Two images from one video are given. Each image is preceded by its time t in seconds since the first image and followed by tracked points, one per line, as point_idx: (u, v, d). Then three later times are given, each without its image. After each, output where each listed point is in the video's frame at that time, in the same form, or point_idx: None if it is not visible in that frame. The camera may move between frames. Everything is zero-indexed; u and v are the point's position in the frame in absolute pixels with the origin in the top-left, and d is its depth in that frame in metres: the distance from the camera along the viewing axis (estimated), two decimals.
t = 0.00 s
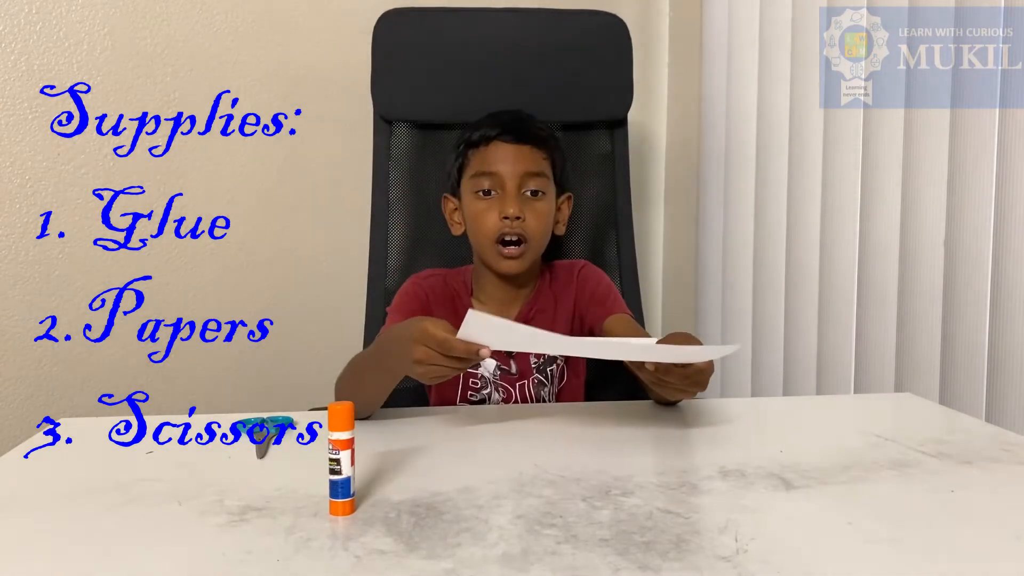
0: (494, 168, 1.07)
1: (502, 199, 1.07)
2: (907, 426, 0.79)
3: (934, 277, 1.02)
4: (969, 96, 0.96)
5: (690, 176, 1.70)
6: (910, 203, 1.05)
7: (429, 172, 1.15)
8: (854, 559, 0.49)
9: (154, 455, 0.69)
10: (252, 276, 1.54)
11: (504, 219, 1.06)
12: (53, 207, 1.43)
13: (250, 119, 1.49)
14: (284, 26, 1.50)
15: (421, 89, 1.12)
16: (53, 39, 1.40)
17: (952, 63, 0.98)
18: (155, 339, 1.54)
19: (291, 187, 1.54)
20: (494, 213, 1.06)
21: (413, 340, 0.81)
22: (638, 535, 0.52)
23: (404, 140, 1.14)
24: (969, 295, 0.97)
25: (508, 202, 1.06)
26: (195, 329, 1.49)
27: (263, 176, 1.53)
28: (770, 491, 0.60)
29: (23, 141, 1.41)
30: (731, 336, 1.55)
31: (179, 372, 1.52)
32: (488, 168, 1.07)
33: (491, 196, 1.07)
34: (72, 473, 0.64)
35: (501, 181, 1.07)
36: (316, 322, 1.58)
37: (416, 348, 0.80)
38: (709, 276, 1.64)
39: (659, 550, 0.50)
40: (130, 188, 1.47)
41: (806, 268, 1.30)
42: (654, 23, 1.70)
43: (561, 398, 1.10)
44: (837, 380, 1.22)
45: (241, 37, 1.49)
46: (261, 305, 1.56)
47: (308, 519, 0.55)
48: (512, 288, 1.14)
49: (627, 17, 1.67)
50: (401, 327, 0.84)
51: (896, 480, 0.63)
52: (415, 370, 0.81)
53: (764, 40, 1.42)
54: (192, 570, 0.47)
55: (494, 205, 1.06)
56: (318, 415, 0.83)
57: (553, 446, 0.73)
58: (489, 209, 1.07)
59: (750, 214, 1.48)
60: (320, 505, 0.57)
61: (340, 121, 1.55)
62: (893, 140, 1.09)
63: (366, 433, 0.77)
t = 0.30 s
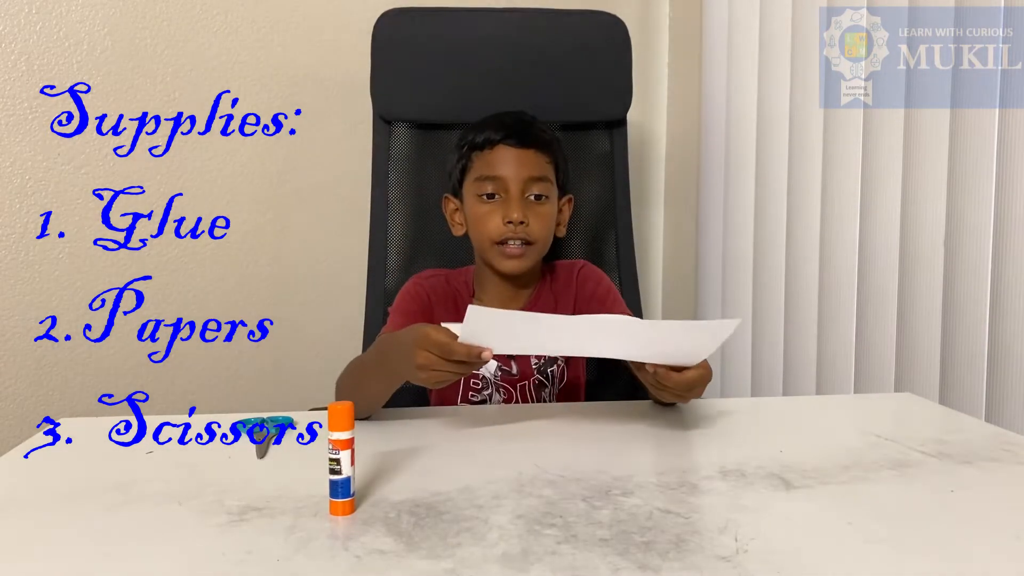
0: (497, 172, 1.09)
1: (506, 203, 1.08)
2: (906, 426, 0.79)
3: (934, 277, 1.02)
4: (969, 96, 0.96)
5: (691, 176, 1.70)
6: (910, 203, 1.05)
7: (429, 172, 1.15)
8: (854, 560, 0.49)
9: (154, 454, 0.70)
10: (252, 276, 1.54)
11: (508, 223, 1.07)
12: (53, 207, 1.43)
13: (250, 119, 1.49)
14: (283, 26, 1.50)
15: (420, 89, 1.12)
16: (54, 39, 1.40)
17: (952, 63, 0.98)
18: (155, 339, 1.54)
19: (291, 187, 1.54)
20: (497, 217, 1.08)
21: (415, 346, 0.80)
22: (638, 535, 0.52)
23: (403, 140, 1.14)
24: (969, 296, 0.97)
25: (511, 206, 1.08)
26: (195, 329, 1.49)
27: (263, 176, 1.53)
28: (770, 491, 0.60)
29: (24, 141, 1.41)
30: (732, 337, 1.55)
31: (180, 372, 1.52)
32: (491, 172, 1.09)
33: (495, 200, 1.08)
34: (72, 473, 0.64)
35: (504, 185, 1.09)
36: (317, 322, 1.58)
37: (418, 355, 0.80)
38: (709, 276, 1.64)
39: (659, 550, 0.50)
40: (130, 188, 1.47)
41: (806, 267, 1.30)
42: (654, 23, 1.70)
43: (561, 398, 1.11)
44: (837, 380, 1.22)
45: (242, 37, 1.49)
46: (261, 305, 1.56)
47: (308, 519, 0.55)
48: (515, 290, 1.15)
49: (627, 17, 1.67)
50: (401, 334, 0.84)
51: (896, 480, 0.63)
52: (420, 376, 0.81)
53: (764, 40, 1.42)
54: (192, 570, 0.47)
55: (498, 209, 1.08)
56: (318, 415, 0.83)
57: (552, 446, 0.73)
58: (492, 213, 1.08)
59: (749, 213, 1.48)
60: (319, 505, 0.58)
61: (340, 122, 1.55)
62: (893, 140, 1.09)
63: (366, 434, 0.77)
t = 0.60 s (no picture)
0: (497, 171, 1.07)
1: (505, 201, 1.07)
2: (906, 426, 0.79)
3: (934, 277, 1.02)
4: (969, 96, 0.96)
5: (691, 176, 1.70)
6: (910, 202, 1.05)
7: (429, 172, 1.15)
8: (853, 559, 0.49)
9: (154, 454, 0.70)
10: (252, 276, 1.54)
11: (508, 222, 1.06)
12: (53, 208, 1.43)
13: (250, 119, 1.49)
14: (283, 26, 1.50)
15: (420, 90, 1.12)
16: (54, 39, 1.40)
17: (952, 63, 0.98)
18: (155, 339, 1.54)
19: (291, 186, 1.54)
20: (497, 216, 1.07)
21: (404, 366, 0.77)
22: (638, 535, 0.52)
23: (403, 140, 1.14)
24: (969, 295, 0.97)
25: (511, 204, 1.07)
26: (195, 329, 1.49)
27: (263, 176, 1.53)
28: (770, 491, 0.60)
29: (24, 142, 1.41)
30: (732, 337, 1.55)
31: (180, 372, 1.52)
32: (490, 171, 1.08)
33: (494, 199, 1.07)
34: (72, 473, 0.65)
35: (503, 184, 1.08)
36: (316, 322, 1.58)
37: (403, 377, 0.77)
38: (709, 276, 1.63)
39: (659, 550, 0.50)
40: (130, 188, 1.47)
41: (806, 267, 1.30)
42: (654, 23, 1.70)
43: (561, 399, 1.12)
44: (837, 380, 1.22)
45: (242, 37, 1.49)
46: (261, 305, 1.56)
47: (308, 519, 0.55)
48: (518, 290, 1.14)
49: (627, 18, 1.67)
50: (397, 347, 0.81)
51: (896, 480, 0.63)
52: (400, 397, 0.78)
53: (764, 40, 1.42)
54: (192, 570, 0.47)
55: (497, 208, 1.07)
56: (317, 415, 0.83)
57: (552, 446, 0.72)
58: (492, 212, 1.07)
59: (750, 213, 1.48)
60: (319, 505, 0.58)
61: (340, 122, 1.55)
62: (893, 140, 1.09)
63: (365, 434, 0.77)
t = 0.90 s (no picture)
0: (487, 170, 1.07)
1: (498, 200, 1.07)
2: (906, 426, 0.79)
3: (934, 277, 1.02)
4: (969, 96, 0.96)
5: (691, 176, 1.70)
6: (910, 202, 1.05)
7: (429, 172, 1.15)
8: (854, 559, 0.49)
9: (154, 455, 0.70)
10: (252, 276, 1.54)
11: (501, 220, 1.05)
12: (53, 207, 1.43)
13: (250, 119, 1.49)
14: (283, 26, 1.50)
15: (420, 89, 1.12)
16: (54, 39, 1.40)
17: (952, 63, 0.98)
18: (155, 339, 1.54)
19: (291, 187, 1.54)
20: (490, 215, 1.06)
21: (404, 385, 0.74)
22: (638, 535, 0.52)
23: (403, 141, 1.14)
24: (970, 295, 0.97)
25: (504, 202, 1.06)
26: (195, 329, 1.49)
27: (264, 176, 1.53)
28: (770, 491, 0.60)
29: (24, 141, 1.41)
30: (732, 337, 1.55)
31: (180, 372, 1.52)
32: (482, 170, 1.07)
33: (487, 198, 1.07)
34: (73, 473, 0.65)
35: (495, 183, 1.07)
36: (316, 322, 1.58)
37: (397, 392, 0.73)
38: (709, 276, 1.63)
39: (659, 550, 0.50)
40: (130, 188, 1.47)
41: (806, 267, 1.30)
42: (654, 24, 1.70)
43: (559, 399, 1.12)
44: (837, 380, 1.22)
45: (242, 38, 1.49)
46: (261, 305, 1.56)
47: (308, 519, 0.55)
48: (516, 290, 1.13)
49: (626, 18, 1.67)
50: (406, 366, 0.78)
51: (896, 480, 0.63)
52: (385, 412, 0.74)
53: (764, 40, 1.42)
54: (193, 570, 0.47)
55: (490, 207, 1.06)
56: (317, 415, 0.83)
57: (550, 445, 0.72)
58: (485, 211, 1.06)
59: (750, 213, 1.48)
60: (320, 505, 0.58)
61: (340, 122, 1.55)
62: (893, 140, 1.09)
63: (365, 434, 0.77)
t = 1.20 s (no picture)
0: (467, 175, 1.08)
1: (481, 203, 1.08)
2: (906, 426, 0.79)
3: (934, 277, 1.02)
4: (969, 95, 0.96)
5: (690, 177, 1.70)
6: (910, 202, 1.05)
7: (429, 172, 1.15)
8: (854, 560, 0.49)
9: (154, 455, 0.70)
10: (252, 276, 1.54)
11: (484, 223, 1.06)
12: (53, 207, 1.43)
13: (250, 119, 1.49)
14: (283, 26, 1.50)
15: (420, 89, 1.12)
16: (54, 39, 1.40)
17: (952, 63, 0.98)
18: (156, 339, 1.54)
19: (291, 187, 1.54)
20: (474, 220, 1.07)
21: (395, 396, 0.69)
22: (638, 535, 0.52)
23: (404, 141, 1.14)
24: (970, 294, 0.97)
25: (486, 206, 1.07)
26: (195, 329, 1.49)
27: (264, 176, 1.53)
28: (770, 491, 0.60)
29: (24, 142, 1.41)
30: (732, 337, 1.55)
31: (180, 373, 1.52)
32: (462, 176, 1.08)
33: (469, 203, 1.08)
34: (72, 473, 0.65)
35: (476, 187, 1.08)
36: (317, 322, 1.58)
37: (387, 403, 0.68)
38: (709, 276, 1.63)
39: (659, 550, 0.50)
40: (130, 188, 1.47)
41: (805, 267, 1.30)
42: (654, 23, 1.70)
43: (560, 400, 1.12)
44: (837, 380, 1.22)
45: (242, 38, 1.49)
46: (261, 305, 1.56)
47: (308, 519, 0.55)
48: (507, 290, 1.13)
49: (626, 18, 1.67)
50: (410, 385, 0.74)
51: (896, 480, 0.63)
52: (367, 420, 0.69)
53: (764, 40, 1.42)
54: (193, 570, 0.47)
55: (473, 212, 1.07)
56: (317, 415, 0.83)
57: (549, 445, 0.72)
58: (468, 216, 1.07)
59: (750, 213, 1.48)
60: (319, 505, 0.57)
61: (339, 122, 1.55)
62: (893, 140, 1.09)
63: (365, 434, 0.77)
